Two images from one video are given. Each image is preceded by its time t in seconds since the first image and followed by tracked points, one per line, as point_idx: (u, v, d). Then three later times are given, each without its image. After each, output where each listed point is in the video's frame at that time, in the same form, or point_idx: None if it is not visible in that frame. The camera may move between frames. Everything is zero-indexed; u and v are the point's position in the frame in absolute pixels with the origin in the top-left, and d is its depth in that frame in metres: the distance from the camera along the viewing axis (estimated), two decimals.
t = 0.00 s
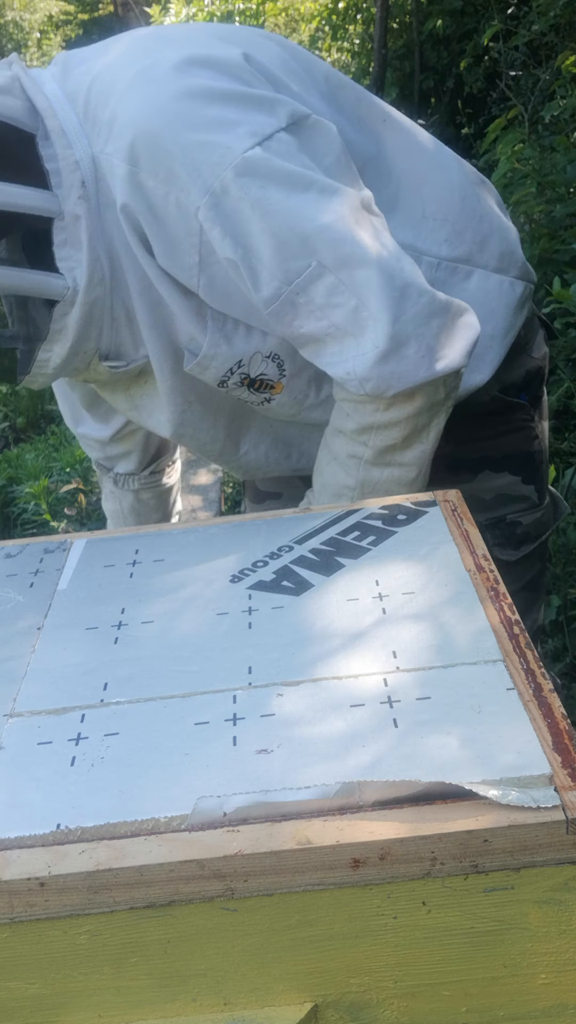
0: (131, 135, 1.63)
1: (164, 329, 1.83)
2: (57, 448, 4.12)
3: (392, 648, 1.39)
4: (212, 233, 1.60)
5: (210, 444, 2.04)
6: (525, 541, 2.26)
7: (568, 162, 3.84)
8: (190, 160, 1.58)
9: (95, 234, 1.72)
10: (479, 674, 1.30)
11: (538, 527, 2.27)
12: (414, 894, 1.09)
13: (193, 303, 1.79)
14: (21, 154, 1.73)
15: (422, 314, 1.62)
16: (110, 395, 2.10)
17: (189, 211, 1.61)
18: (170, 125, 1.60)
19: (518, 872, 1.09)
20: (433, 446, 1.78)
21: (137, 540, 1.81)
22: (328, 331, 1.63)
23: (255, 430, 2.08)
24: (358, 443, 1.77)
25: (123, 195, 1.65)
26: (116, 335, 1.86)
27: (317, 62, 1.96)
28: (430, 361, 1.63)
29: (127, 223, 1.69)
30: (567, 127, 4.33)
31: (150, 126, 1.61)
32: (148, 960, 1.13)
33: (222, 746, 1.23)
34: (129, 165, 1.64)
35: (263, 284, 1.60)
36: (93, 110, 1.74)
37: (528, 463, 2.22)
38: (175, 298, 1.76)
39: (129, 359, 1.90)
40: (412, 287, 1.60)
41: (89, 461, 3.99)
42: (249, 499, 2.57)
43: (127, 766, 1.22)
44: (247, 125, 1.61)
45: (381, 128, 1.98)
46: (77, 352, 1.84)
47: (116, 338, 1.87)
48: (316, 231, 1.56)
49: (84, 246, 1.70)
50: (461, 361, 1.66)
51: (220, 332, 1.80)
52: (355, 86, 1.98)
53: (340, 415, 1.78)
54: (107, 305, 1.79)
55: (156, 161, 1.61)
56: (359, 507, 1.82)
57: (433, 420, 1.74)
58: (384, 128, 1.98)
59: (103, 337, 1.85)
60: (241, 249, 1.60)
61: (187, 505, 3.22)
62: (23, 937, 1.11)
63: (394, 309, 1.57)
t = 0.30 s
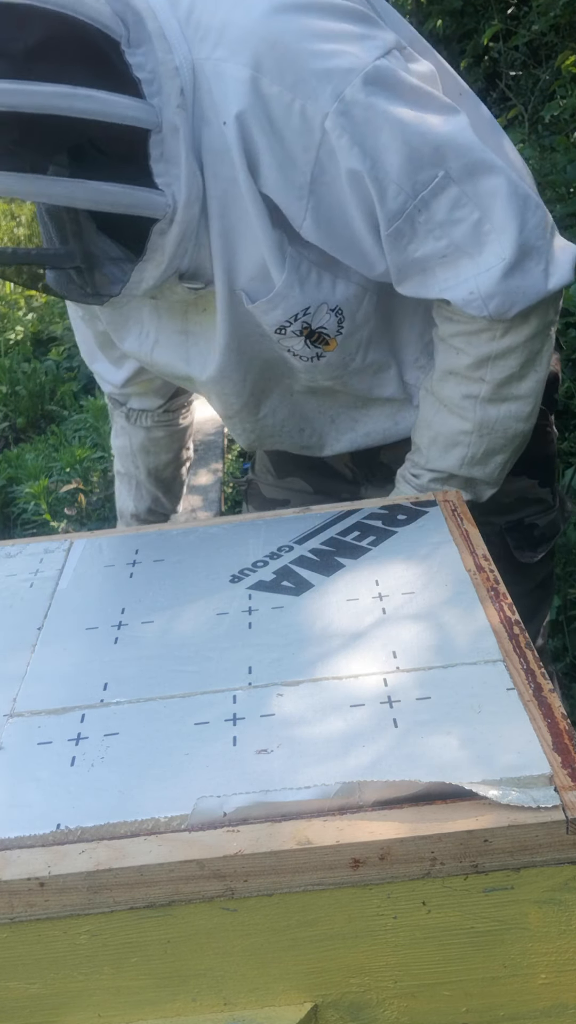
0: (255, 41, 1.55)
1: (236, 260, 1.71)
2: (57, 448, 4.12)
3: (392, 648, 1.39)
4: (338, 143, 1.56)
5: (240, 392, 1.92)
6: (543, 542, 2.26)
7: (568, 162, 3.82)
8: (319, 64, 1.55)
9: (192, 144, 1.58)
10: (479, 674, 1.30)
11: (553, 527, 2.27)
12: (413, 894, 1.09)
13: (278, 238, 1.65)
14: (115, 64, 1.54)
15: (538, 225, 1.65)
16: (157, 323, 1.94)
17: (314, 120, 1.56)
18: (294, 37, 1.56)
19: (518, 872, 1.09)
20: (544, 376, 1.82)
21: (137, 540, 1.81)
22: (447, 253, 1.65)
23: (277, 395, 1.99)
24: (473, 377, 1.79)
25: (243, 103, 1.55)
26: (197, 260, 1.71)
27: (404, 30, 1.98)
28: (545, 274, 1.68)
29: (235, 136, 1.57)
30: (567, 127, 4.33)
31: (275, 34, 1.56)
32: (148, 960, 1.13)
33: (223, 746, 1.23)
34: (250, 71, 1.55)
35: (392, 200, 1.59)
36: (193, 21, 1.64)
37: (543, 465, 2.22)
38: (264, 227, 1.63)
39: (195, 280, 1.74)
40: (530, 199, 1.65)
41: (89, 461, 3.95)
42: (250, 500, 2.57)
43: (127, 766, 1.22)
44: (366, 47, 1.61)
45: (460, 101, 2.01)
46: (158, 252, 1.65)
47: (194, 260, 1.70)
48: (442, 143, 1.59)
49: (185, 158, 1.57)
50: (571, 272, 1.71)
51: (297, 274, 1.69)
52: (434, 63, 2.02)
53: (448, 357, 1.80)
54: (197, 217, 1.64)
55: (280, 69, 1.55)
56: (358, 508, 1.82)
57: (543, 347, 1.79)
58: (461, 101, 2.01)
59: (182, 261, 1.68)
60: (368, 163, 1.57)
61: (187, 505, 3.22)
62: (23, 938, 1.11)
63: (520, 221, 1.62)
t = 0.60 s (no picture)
0: (163, 160, 1.69)
1: (202, 345, 1.85)
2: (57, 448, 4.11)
3: (392, 648, 1.39)
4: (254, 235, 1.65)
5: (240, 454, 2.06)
6: (542, 546, 2.29)
7: (568, 162, 3.81)
8: (220, 166, 1.64)
9: (135, 250, 1.77)
10: (479, 674, 1.30)
11: (553, 533, 2.29)
12: (413, 894, 1.09)
13: (235, 316, 1.81)
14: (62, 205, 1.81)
15: (481, 254, 1.65)
16: (164, 402, 2.15)
17: (230, 220, 1.67)
18: (197, 145, 1.66)
19: (518, 872, 1.09)
20: (526, 389, 1.79)
21: (137, 540, 1.81)
22: (400, 301, 1.67)
23: (285, 442, 2.09)
24: (450, 406, 1.79)
25: (161, 219, 1.71)
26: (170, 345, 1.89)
27: (329, 71, 2.03)
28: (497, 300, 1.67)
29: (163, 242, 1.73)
30: (566, 127, 4.33)
31: (182, 146, 1.67)
32: (147, 961, 1.13)
33: (222, 746, 1.23)
34: (164, 187, 1.70)
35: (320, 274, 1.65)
36: (118, 132, 1.80)
37: (547, 468, 2.19)
38: (212, 310, 1.78)
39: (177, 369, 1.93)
40: (465, 235, 1.64)
41: (89, 461, 3.96)
42: (251, 501, 2.57)
43: (127, 766, 1.22)
44: (270, 130, 1.67)
45: (396, 133, 2.05)
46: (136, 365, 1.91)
47: (169, 344, 1.90)
48: (360, 213, 1.61)
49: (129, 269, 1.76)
50: (528, 293, 1.69)
51: (263, 343, 1.82)
52: (368, 93, 2.06)
53: (426, 387, 1.81)
54: (155, 315, 1.84)
55: (190, 180, 1.68)
56: (359, 508, 1.82)
57: (519, 362, 1.76)
58: (398, 130, 2.06)
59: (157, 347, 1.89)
60: (289, 245, 1.64)
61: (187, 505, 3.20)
62: (23, 937, 1.11)
63: (454, 263, 1.62)
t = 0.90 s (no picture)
0: (89, 182, 1.70)
1: (158, 363, 1.87)
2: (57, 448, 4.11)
3: (392, 648, 1.39)
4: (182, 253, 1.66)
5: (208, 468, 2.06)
6: (525, 544, 2.28)
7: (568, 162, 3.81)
8: (145, 188, 1.65)
9: (78, 274, 1.79)
10: (479, 674, 1.30)
11: (537, 527, 2.28)
12: (414, 894, 1.09)
13: (178, 330, 1.83)
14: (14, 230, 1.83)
15: (410, 264, 1.64)
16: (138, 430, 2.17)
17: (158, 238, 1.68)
18: (122, 166, 1.67)
19: (518, 872, 1.09)
20: (460, 396, 1.77)
21: (137, 540, 1.81)
22: (332, 309, 1.66)
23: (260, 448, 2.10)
24: (383, 409, 1.79)
25: (93, 240, 1.72)
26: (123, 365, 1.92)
27: (267, 84, 2.02)
28: (430, 310, 1.65)
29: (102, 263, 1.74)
30: (566, 127, 4.33)
31: (106, 168, 1.68)
32: (147, 960, 1.13)
33: (223, 746, 1.23)
34: (93, 210, 1.71)
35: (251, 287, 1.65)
36: (54, 162, 1.82)
37: (525, 468, 2.22)
38: (162, 330, 1.81)
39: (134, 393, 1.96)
40: (393, 244, 1.63)
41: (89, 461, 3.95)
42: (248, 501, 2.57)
43: (126, 766, 1.22)
44: (193, 148, 1.66)
45: (341, 137, 2.04)
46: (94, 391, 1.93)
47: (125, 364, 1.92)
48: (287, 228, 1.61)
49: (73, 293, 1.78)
50: (462, 301, 1.67)
51: (209, 357, 1.84)
52: (308, 100, 2.03)
53: (360, 386, 1.80)
54: (105, 340, 1.86)
55: (115, 202, 1.68)
56: (359, 508, 1.82)
57: (453, 368, 1.75)
58: (343, 136, 2.04)
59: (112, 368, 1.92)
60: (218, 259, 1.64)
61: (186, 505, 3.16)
62: (23, 937, 1.11)
63: (382, 273, 1.61)
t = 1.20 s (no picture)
0: (104, 130, 1.68)
1: (154, 328, 1.87)
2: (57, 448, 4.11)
3: (392, 648, 1.39)
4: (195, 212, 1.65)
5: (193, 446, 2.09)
6: (522, 545, 2.28)
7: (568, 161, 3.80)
8: (162, 145, 1.64)
9: (83, 228, 1.77)
10: (479, 674, 1.30)
11: (534, 527, 2.28)
12: (414, 894, 1.09)
13: (179, 295, 1.83)
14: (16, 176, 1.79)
15: (423, 246, 1.64)
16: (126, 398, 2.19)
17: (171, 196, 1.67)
18: (140, 119, 1.65)
19: (518, 872, 1.09)
20: (461, 388, 1.77)
21: (137, 540, 1.81)
22: (341, 286, 1.66)
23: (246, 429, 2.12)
24: (383, 395, 1.79)
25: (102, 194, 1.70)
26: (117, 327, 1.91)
27: (291, 54, 2.03)
28: (438, 294, 1.65)
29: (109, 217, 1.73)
30: (566, 128, 4.33)
31: (125, 119, 1.66)
32: (147, 960, 1.13)
33: (222, 746, 1.23)
34: (105, 160, 1.69)
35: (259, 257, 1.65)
36: (69, 111, 1.80)
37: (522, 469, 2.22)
38: (165, 294, 1.80)
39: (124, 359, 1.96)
40: (407, 228, 1.63)
41: (89, 461, 3.94)
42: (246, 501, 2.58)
43: (126, 766, 1.22)
44: (214, 108, 1.65)
45: (360, 119, 2.04)
46: (86, 350, 1.92)
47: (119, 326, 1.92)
48: (301, 194, 1.60)
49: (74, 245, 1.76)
50: (470, 289, 1.67)
51: (208, 324, 1.84)
52: (330, 78, 2.05)
53: (360, 372, 1.80)
54: (102, 299, 1.85)
55: (130, 153, 1.67)
56: (359, 508, 1.82)
57: (456, 360, 1.74)
58: (362, 116, 2.04)
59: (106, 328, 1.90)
60: (228, 223, 1.64)
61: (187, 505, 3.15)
62: (23, 937, 1.11)
63: (394, 252, 1.60)
